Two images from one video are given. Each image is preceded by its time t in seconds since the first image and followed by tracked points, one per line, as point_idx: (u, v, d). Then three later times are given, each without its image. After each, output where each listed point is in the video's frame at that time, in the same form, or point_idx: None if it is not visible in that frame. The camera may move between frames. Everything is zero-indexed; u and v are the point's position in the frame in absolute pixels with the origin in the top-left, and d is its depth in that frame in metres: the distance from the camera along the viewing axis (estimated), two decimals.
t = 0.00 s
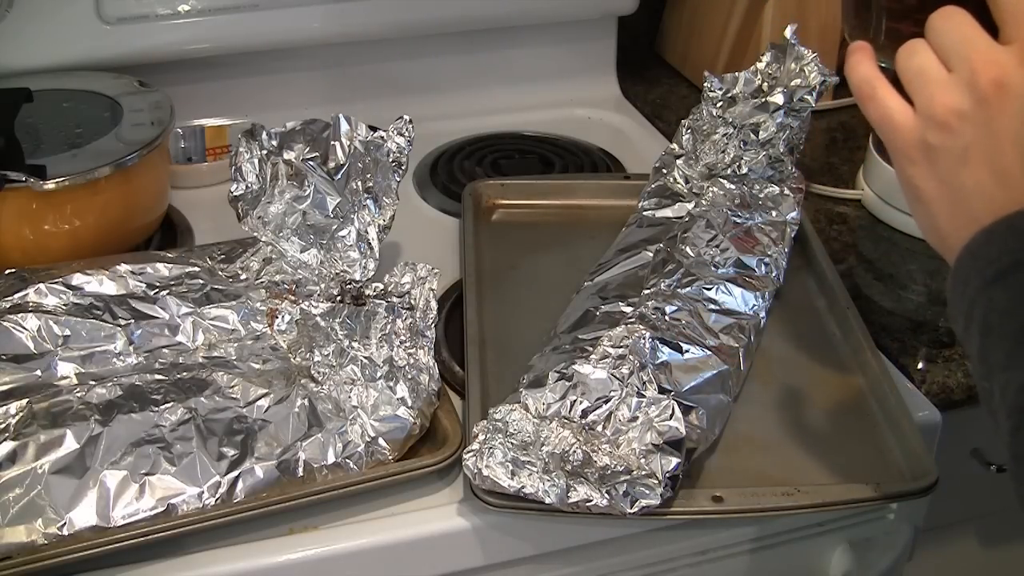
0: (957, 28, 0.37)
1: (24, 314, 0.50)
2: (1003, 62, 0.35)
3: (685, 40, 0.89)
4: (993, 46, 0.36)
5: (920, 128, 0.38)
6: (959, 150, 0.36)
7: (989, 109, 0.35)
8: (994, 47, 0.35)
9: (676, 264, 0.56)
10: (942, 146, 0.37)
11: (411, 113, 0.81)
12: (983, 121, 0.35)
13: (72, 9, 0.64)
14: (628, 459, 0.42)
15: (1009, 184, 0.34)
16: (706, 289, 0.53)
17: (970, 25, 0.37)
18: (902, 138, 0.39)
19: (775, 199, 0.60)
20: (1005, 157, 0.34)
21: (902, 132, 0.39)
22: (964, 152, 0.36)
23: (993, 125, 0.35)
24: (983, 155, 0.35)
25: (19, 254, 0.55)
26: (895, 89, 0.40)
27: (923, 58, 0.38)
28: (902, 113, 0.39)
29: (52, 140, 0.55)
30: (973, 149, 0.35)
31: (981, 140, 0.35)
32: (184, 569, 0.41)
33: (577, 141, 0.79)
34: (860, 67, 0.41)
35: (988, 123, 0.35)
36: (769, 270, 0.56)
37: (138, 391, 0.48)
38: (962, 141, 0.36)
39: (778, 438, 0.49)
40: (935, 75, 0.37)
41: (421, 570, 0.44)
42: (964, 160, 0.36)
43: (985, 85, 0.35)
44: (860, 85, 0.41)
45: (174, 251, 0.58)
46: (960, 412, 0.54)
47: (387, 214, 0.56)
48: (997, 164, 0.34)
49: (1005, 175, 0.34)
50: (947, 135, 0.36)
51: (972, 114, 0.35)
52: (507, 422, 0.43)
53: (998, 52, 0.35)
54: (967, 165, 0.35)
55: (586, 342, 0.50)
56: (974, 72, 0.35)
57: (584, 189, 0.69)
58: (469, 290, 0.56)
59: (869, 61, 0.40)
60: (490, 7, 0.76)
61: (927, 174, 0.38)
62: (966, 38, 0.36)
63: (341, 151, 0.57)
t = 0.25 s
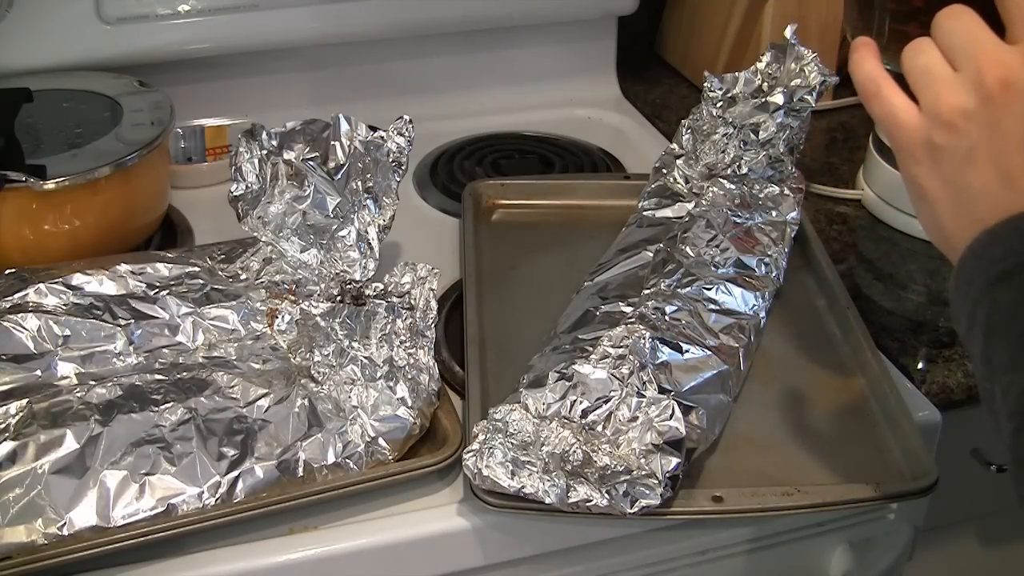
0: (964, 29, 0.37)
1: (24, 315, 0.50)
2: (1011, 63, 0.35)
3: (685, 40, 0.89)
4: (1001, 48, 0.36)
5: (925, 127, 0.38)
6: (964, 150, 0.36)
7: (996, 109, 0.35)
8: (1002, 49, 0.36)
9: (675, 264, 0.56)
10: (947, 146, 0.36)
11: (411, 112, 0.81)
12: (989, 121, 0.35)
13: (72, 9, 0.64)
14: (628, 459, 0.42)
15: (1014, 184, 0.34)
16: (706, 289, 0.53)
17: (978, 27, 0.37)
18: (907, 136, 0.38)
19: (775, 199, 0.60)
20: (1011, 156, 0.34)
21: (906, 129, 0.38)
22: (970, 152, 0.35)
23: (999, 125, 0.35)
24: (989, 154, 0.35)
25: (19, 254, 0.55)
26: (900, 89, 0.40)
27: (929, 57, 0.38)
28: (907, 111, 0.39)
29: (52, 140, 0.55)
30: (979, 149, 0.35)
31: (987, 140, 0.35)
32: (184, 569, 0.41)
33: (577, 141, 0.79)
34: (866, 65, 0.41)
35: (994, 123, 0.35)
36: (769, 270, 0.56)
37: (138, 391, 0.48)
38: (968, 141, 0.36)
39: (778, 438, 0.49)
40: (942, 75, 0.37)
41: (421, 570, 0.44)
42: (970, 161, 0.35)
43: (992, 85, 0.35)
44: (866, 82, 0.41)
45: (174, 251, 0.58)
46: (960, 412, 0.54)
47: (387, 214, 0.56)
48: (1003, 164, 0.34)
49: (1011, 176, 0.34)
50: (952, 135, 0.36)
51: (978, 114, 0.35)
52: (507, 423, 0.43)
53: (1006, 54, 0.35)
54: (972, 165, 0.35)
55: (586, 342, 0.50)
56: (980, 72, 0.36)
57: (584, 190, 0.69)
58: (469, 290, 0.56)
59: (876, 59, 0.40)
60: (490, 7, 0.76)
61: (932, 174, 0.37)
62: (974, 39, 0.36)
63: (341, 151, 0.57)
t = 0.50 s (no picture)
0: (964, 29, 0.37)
1: (24, 315, 0.50)
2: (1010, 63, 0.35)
3: (685, 40, 0.89)
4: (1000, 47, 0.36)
5: (925, 125, 0.37)
6: (963, 148, 0.36)
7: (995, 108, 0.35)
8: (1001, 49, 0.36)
9: (676, 264, 0.56)
10: (946, 145, 0.36)
11: (411, 112, 0.81)
12: (988, 121, 0.35)
13: (73, 9, 0.64)
14: (628, 459, 0.42)
15: (1011, 182, 0.34)
16: (706, 289, 0.53)
17: (977, 27, 0.37)
18: (907, 133, 0.38)
19: (775, 199, 0.60)
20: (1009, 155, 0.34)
21: (905, 127, 0.38)
22: (968, 151, 0.35)
23: (998, 124, 0.34)
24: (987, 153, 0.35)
25: (19, 254, 0.55)
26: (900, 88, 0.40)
27: (927, 56, 0.38)
28: (906, 109, 0.39)
29: (52, 140, 0.55)
30: (977, 148, 0.35)
31: (986, 139, 0.35)
32: (184, 569, 0.41)
33: (577, 141, 0.79)
34: (866, 63, 0.41)
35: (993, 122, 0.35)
36: (769, 270, 0.56)
37: (138, 391, 0.48)
38: (966, 140, 0.36)
39: (778, 438, 0.49)
40: (941, 74, 0.37)
41: (420, 570, 0.44)
42: (968, 159, 0.35)
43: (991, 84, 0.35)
44: (865, 80, 0.41)
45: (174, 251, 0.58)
46: (960, 412, 0.54)
47: (387, 214, 0.56)
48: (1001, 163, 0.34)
49: (1010, 176, 0.34)
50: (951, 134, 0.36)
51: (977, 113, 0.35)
52: (507, 423, 0.43)
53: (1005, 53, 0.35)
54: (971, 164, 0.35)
55: (586, 342, 0.50)
56: (979, 71, 0.36)
57: (584, 190, 0.69)
58: (469, 290, 0.56)
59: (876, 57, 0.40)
60: (490, 7, 0.76)
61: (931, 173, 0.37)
62: (973, 39, 0.36)
63: (341, 151, 0.57)
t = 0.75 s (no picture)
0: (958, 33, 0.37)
1: (24, 315, 0.50)
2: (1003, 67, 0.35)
3: (685, 39, 0.89)
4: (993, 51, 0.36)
5: (918, 130, 0.37)
6: (956, 152, 0.36)
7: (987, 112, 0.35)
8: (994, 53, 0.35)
9: (676, 264, 0.56)
10: (939, 149, 0.36)
11: (411, 112, 0.81)
12: (980, 125, 0.35)
13: (72, 9, 0.64)
14: (628, 459, 0.42)
15: (1003, 187, 0.34)
16: (706, 289, 0.53)
17: (971, 30, 0.37)
18: (900, 139, 0.38)
19: (775, 199, 0.60)
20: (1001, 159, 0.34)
21: (899, 133, 0.38)
22: (961, 155, 0.35)
23: (991, 129, 0.34)
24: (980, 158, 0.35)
25: (19, 254, 0.55)
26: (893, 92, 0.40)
27: (921, 62, 0.38)
28: (900, 114, 0.39)
29: (52, 140, 0.55)
30: (970, 152, 0.35)
31: (978, 143, 0.35)
32: (183, 569, 0.41)
33: (577, 141, 0.79)
34: (859, 65, 0.40)
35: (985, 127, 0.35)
36: (769, 270, 0.56)
37: (138, 391, 0.48)
38: (959, 144, 0.36)
39: (778, 438, 0.49)
40: (935, 79, 0.37)
41: (420, 570, 0.44)
42: (961, 163, 0.35)
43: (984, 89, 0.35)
44: (859, 84, 0.40)
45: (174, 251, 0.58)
46: (960, 413, 0.54)
47: (387, 214, 0.56)
48: (993, 167, 0.34)
49: (1001, 180, 0.34)
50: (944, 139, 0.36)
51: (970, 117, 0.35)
52: (507, 423, 0.43)
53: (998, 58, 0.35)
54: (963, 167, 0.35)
55: (586, 342, 0.50)
56: (972, 76, 0.36)
57: (584, 189, 0.69)
58: (469, 290, 0.56)
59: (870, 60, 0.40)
60: (490, 7, 0.76)
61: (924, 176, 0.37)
62: (966, 43, 0.36)
63: (341, 151, 0.57)
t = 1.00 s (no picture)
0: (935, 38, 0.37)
1: (24, 315, 0.50)
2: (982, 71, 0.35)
3: (685, 39, 0.89)
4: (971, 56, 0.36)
5: (899, 136, 0.38)
6: (939, 157, 0.36)
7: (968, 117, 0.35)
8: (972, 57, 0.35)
9: (676, 264, 0.56)
10: (921, 154, 0.36)
11: (411, 112, 0.81)
12: (962, 129, 0.35)
13: (72, 9, 0.64)
14: (628, 459, 0.42)
15: (987, 190, 0.34)
16: (706, 289, 0.53)
17: (947, 35, 0.37)
18: (881, 146, 0.38)
19: (774, 199, 0.60)
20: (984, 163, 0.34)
21: (880, 140, 0.38)
22: (943, 160, 0.35)
23: (972, 133, 0.34)
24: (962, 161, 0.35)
25: (19, 254, 0.55)
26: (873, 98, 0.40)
27: (899, 69, 0.38)
28: (880, 121, 0.39)
29: (51, 140, 0.55)
30: (952, 156, 0.35)
31: (960, 147, 0.35)
32: (183, 569, 0.41)
33: (577, 141, 0.79)
34: (837, 73, 0.41)
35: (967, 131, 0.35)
36: (769, 270, 0.56)
37: (138, 391, 0.48)
38: (941, 149, 0.36)
39: (778, 438, 0.49)
40: (913, 85, 0.37)
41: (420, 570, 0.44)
42: (944, 168, 0.35)
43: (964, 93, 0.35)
44: (837, 91, 0.40)
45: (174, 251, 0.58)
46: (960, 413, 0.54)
47: (387, 214, 0.56)
48: (976, 171, 0.34)
49: (985, 184, 0.34)
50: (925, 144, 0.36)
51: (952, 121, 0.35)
52: (507, 422, 0.43)
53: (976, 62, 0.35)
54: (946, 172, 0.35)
55: (586, 342, 0.50)
56: (951, 82, 0.36)
57: (584, 189, 0.69)
58: (469, 290, 0.56)
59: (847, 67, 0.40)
60: (490, 7, 0.76)
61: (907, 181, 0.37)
62: (943, 48, 0.36)
63: (341, 151, 0.57)
